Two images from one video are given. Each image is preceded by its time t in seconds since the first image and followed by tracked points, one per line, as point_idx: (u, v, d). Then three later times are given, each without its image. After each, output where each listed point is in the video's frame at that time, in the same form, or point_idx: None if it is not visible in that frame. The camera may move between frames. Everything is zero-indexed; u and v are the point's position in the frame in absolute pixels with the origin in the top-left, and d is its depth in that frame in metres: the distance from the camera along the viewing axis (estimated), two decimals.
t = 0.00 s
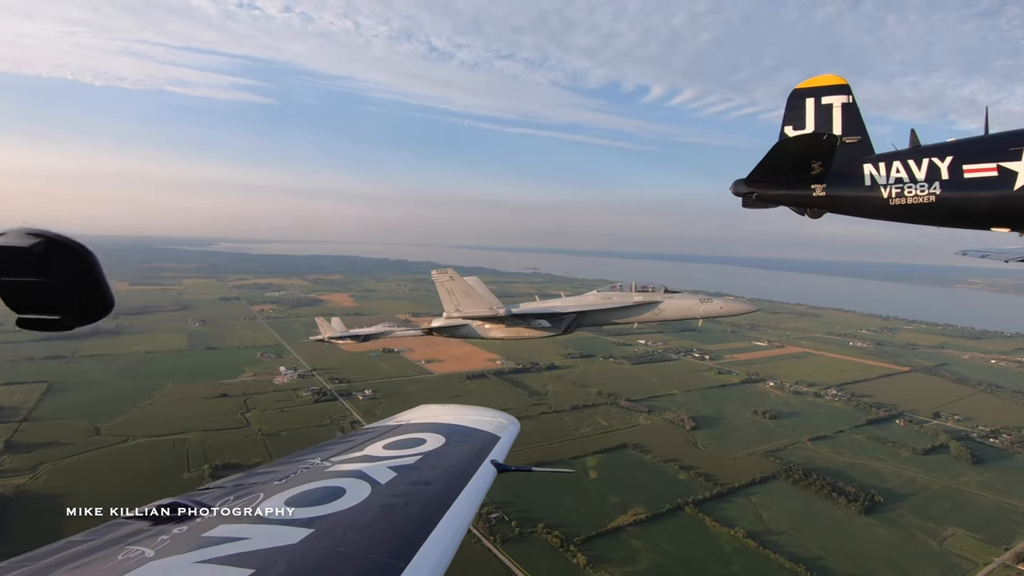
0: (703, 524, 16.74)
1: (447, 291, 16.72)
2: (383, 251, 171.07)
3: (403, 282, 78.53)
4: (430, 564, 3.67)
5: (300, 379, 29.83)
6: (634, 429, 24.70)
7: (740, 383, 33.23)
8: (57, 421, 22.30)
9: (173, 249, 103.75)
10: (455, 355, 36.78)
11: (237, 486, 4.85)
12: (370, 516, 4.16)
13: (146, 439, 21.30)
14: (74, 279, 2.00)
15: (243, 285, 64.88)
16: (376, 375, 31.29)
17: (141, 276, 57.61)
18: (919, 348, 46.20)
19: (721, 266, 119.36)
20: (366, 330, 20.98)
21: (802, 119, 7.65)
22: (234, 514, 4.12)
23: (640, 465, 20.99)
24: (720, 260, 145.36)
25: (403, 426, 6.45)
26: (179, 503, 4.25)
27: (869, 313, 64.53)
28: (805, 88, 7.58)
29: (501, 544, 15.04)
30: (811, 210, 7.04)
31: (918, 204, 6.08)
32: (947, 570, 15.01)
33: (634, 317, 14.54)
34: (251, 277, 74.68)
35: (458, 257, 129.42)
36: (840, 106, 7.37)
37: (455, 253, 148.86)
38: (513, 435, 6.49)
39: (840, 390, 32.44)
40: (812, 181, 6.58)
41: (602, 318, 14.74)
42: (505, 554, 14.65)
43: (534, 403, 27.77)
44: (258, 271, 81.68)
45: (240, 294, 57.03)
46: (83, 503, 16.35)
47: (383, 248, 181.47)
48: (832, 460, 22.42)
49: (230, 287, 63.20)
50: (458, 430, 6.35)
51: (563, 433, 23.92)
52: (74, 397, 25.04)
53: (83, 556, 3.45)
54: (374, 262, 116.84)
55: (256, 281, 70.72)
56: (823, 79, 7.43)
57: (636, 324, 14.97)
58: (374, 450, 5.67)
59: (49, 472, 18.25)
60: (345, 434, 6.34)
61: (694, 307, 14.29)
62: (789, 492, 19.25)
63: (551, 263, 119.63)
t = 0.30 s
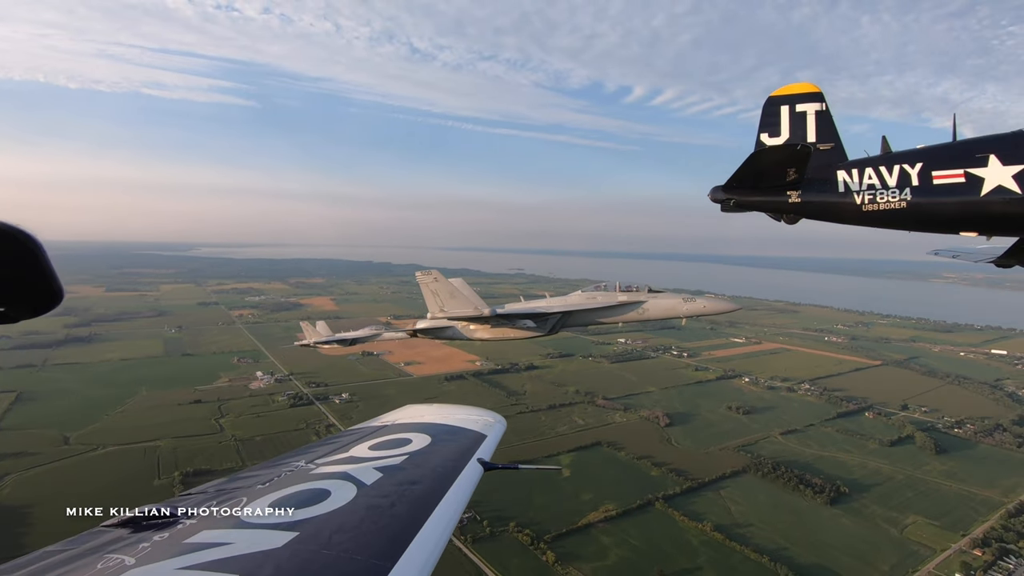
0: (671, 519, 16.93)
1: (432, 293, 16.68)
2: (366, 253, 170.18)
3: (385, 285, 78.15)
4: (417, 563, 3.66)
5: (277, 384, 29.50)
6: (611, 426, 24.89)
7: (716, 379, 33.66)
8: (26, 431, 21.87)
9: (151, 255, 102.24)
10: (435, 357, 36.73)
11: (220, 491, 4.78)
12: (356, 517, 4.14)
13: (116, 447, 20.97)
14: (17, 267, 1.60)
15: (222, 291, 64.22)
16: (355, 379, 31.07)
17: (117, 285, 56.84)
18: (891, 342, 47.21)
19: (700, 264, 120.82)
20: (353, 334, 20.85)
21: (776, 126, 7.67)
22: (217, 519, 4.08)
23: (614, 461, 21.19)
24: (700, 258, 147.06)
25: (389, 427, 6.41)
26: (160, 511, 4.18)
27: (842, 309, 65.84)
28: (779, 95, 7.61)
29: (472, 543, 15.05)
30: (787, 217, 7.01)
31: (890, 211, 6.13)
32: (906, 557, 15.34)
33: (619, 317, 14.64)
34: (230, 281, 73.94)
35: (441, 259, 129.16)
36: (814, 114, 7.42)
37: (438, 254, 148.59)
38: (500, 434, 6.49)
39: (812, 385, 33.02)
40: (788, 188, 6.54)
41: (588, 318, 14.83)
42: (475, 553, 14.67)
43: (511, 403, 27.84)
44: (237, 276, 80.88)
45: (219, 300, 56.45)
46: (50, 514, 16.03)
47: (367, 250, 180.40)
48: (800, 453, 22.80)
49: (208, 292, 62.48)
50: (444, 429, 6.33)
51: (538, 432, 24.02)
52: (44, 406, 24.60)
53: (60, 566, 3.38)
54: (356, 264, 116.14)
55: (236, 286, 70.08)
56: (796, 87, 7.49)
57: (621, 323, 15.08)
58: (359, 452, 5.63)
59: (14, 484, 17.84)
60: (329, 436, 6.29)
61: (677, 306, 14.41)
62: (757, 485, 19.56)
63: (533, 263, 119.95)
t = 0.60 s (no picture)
0: (634, 519, 17.08)
1: (410, 300, 16.62)
2: (345, 260, 168.81)
3: (362, 291, 77.59)
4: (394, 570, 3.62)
5: (244, 393, 28.96)
6: (580, 429, 25.10)
7: (686, 381, 34.16)
8: None
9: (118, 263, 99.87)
10: (407, 363, 36.49)
11: (190, 500, 4.65)
12: (331, 524, 4.08)
13: (74, 460, 20.31)
14: None
15: (193, 298, 63.02)
16: (326, 386, 30.67)
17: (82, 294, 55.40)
18: (856, 342, 48.49)
19: (675, 268, 122.68)
20: (332, 342, 20.59)
21: (745, 142, 7.38)
22: (187, 529, 3.97)
23: (582, 464, 21.35)
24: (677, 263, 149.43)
25: (364, 432, 6.35)
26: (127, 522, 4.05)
27: (810, 310, 67.53)
28: (749, 111, 7.35)
29: (434, 549, 14.94)
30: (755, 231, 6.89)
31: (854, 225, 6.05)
32: (858, 549, 15.72)
33: (598, 322, 14.71)
34: (201, 289, 72.62)
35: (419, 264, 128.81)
36: (782, 130, 7.19)
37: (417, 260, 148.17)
38: (476, 437, 6.48)
39: (778, 385, 33.72)
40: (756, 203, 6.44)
41: (568, 323, 14.89)
42: (437, 558, 14.57)
43: (481, 408, 27.81)
44: (209, 283, 79.47)
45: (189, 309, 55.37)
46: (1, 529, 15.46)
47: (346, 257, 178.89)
48: (764, 452, 23.20)
49: (179, 300, 61.28)
50: (420, 434, 6.29)
51: (507, 436, 24.05)
52: None
53: None
54: (333, 271, 115.05)
55: (208, 293, 68.86)
56: (766, 103, 7.23)
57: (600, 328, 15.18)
58: (334, 458, 5.55)
59: None
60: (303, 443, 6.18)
61: (654, 311, 14.54)
62: (720, 484, 19.89)
63: (511, 268, 120.39)
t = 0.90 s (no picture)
0: (593, 523, 17.22)
1: (383, 309, 16.42)
2: (317, 266, 166.53)
3: (332, 298, 76.57)
4: None
5: (204, 403, 28.20)
6: (543, 434, 25.24)
7: (651, 385, 34.68)
8: None
9: (75, 271, 96.30)
10: (374, 370, 36.12)
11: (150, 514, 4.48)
12: (297, 535, 3.99)
13: (18, 475, 19.40)
14: None
15: (154, 306, 61.15)
16: (290, 395, 30.06)
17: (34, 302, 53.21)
18: (816, 345, 49.95)
19: (647, 273, 124.56)
20: (306, 350, 20.18)
21: (712, 156, 7.27)
22: (145, 545, 3.81)
23: (543, 468, 21.48)
24: (648, 268, 151.75)
25: (332, 441, 6.24)
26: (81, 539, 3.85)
27: (774, 314, 69.41)
28: (714, 126, 7.27)
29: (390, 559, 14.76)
30: (722, 243, 6.80)
31: (816, 238, 6.04)
32: (807, 546, 16.14)
33: (571, 329, 14.78)
34: (164, 296, 70.61)
35: (391, 271, 127.79)
36: (747, 144, 7.12)
37: (391, 266, 147.03)
38: (447, 444, 6.44)
39: (740, 387, 34.48)
40: (722, 216, 6.35)
41: (542, 330, 14.92)
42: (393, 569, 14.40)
43: (446, 415, 27.70)
44: (172, 290, 77.32)
45: (150, 317, 53.71)
46: None
47: (319, 263, 176.44)
48: (722, 454, 23.66)
49: (140, 308, 59.44)
50: (390, 441, 6.23)
51: (470, 442, 24.03)
52: None
53: None
54: (303, 277, 113.27)
55: (170, 301, 67.01)
56: (730, 117, 7.15)
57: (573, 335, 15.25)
58: (301, 468, 5.43)
59: None
60: (269, 453, 6.03)
61: (626, 317, 14.70)
62: (678, 486, 20.22)
63: (484, 274, 120.42)
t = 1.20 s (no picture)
0: (545, 524, 17.36)
1: (349, 314, 16.15)
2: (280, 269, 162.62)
3: (293, 302, 74.90)
4: None
5: (152, 412, 27.16)
6: (501, 437, 25.34)
7: (610, 386, 35.20)
8: None
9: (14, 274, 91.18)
10: (332, 375, 35.51)
11: (100, 532, 4.25)
12: (260, 548, 3.87)
13: None
14: None
15: (102, 312, 58.48)
16: (243, 402, 29.21)
17: None
18: (771, 345, 51.67)
19: (611, 276, 126.37)
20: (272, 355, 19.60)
21: (673, 164, 7.44)
22: (96, 564, 3.62)
23: (499, 470, 21.60)
24: (614, 271, 154.12)
25: (295, 452, 6.08)
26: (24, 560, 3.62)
27: (732, 315, 71.54)
28: (675, 135, 7.44)
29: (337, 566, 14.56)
30: (684, 249, 6.92)
31: (773, 244, 6.25)
32: (750, 540, 16.66)
33: (539, 332, 14.90)
34: (112, 301, 67.60)
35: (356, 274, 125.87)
36: (706, 153, 7.31)
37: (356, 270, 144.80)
38: (413, 452, 6.38)
39: (696, 387, 35.35)
40: (684, 222, 6.50)
41: (511, 334, 14.93)
42: None
43: (404, 419, 27.48)
44: (122, 295, 74.13)
45: (98, 324, 51.32)
46: None
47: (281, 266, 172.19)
48: (675, 452, 24.20)
49: (87, 314, 56.77)
50: (356, 450, 6.13)
51: (427, 446, 23.93)
52: None
53: None
54: (263, 281, 110.45)
55: (120, 306, 64.21)
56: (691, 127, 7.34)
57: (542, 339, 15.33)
58: (264, 480, 5.28)
59: None
60: (228, 465, 5.82)
61: (594, 320, 14.87)
62: (631, 485, 20.60)
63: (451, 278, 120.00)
